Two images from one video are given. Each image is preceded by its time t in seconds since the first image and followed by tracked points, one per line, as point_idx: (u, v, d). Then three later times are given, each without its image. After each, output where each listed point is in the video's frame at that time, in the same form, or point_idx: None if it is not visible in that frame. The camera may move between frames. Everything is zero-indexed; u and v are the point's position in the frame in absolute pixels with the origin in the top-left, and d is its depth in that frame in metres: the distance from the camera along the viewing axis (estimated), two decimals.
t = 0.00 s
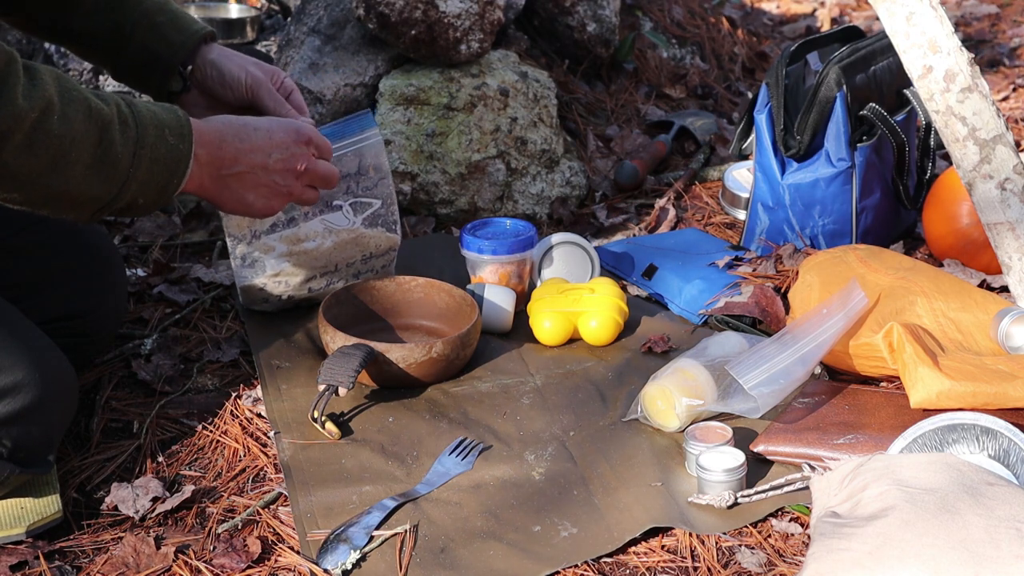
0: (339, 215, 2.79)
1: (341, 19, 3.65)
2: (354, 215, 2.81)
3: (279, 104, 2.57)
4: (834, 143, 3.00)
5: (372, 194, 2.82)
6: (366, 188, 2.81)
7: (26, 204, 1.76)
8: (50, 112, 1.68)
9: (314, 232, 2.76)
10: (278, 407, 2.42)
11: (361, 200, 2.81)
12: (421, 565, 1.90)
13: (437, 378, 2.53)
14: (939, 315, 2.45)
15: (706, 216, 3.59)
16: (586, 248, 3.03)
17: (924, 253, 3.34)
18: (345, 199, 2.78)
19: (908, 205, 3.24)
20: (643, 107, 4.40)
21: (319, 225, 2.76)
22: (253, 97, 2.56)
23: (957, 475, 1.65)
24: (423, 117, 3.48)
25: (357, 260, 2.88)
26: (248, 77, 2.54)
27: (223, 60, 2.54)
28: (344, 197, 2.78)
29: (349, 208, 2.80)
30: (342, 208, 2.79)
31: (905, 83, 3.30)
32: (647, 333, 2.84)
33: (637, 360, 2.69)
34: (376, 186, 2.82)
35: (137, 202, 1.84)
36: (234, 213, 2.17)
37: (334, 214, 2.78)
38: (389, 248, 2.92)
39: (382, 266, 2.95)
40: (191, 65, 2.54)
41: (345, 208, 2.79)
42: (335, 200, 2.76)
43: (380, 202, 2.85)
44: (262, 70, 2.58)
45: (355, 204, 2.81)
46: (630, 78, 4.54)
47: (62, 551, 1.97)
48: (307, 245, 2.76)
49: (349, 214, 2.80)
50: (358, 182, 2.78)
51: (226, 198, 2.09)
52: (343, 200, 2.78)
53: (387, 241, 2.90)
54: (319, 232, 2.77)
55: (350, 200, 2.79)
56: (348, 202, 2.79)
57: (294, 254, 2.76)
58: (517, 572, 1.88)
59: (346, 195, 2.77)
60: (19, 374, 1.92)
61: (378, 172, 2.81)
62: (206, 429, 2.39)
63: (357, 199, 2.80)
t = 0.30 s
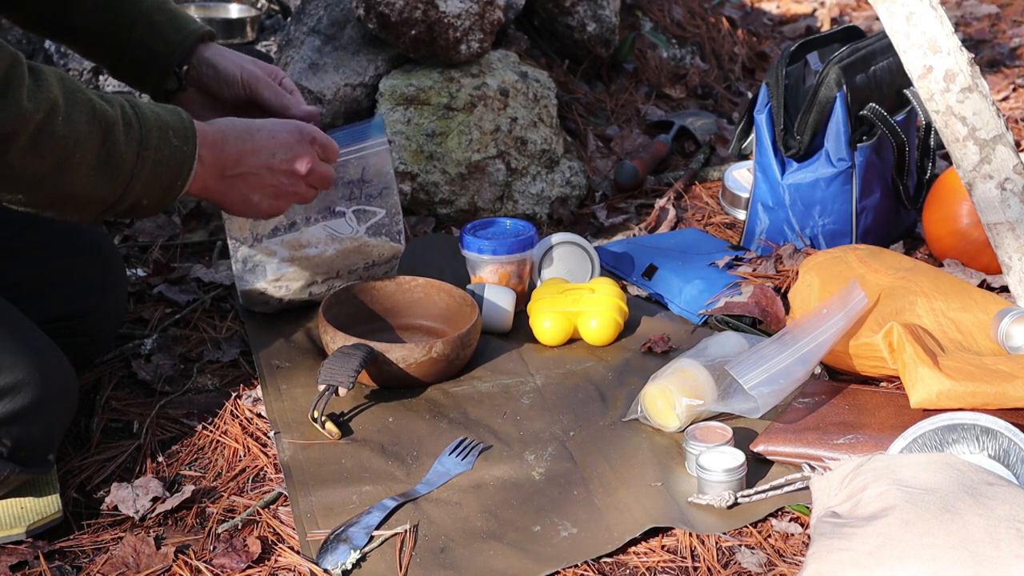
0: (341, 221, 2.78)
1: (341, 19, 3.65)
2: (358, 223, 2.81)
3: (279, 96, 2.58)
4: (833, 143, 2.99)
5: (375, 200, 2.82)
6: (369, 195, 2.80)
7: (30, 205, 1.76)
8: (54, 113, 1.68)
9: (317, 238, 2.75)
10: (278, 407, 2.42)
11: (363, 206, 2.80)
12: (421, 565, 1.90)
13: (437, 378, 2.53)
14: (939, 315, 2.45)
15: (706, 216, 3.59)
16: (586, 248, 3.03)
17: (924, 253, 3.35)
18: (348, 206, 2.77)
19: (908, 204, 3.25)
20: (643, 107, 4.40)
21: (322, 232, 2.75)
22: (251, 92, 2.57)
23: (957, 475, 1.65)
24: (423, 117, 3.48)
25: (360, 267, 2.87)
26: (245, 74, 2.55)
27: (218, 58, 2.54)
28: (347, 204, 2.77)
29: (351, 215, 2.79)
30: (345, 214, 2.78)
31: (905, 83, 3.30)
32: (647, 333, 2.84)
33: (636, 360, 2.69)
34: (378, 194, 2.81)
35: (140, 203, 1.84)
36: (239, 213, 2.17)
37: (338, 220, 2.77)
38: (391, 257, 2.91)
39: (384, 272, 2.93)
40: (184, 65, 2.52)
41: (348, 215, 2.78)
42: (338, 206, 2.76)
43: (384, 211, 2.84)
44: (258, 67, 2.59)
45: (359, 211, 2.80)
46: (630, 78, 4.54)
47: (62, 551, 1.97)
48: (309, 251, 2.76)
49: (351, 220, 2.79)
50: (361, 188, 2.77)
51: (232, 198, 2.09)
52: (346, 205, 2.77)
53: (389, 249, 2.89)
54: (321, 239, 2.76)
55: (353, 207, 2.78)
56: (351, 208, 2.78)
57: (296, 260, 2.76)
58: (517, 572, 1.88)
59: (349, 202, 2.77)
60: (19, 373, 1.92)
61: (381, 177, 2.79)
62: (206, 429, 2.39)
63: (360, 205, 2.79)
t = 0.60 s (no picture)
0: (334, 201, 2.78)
1: (341, 19, 3.65)
2: (348, 205, 2.82)
3: (287, 103, 2.56)
4: (834, 143, 3.00)
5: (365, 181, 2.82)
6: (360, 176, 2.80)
7: (28, 209, 1.76)
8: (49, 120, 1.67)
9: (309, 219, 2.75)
10: (278, 407, 2.42)
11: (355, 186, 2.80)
12: (421, 565, 1.90)
13: (437, 378, 2.53)
14: (939, 315, 2.45)
15: (706, 216, 3.59)
16: (586, 249, 3.03)
17: (924, 253, 3.35)
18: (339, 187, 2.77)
19: (908, 204, 3.24)
20: (643, 107, 4.40)
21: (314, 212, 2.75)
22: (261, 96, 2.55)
23: (957, 475, 1.65)
24: (423, 117, 3.48)
25: (352, 253, 2.87)
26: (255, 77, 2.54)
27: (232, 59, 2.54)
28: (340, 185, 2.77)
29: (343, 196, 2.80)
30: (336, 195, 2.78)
31: (905, 83, 3.31)
32: (646, 333, 2.84)
33: (636, 360, 2.69)
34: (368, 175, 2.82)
35: (136, 209, 1.83)
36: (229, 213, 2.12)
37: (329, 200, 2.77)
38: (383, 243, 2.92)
39: (376, 261, 2.94)
40: (201, 65, 2.53)
41: (339, 196, 2.79)
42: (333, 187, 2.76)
43: (374, 193, 2.87)
44: (268, 69, 2.58)
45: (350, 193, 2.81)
46: (630, 78, 4.54)
47: (62, 551, 1.97)
48: (301, 231, 2.75)
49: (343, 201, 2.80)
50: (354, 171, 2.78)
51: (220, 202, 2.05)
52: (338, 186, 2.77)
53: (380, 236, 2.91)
54: (312, 220, 2.76)
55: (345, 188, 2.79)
56: (343, 189, 2.78)
57: (287, 240, 2.75)
58: (517, 572, 1.88)
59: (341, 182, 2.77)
60: (19, 373, 1.92)
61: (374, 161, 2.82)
62: (206, 429, 2.39)
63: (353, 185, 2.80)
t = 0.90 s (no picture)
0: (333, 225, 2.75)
1: (341, 19, 3.65)
2: (348, 227, 2.78)
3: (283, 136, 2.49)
4: (834, 143, 3.00)
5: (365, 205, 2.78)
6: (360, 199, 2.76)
7: (35, 209, 1.76)
8: (59, 121, 1.67)
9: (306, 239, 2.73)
10: (278, 407, 2.42)
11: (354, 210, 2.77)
12: (421, 565, 1.90)
13: (437, 378, 2.53)
14: (939, 315, 2.45)
15: (706, 217, 3.59)
16: (586, 249, 3.03)
17: (924, 253, 3.35)
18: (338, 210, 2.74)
19: (908, 204, 3.24)
20: (643, 107, 4.40)
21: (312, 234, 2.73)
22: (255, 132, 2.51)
23: (956, 475, 1.65)
24: (423, 117, 3.48)
25: (350, 273, 2.85)
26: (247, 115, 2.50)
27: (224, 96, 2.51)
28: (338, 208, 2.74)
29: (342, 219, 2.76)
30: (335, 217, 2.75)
31: (905, 83, 3.31)
32: (647, 333, 2.84)
33: (636, 360, 2.69)
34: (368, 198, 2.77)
35: (143, 209, 1.85)
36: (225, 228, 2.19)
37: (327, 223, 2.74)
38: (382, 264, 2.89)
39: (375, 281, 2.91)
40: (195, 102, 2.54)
41: (339, 218, 2.76)
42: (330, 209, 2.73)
43: (375, 216, 2.82)
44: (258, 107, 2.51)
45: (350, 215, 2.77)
46: (630, 78, 4.54)
47: (62, 551, 1.97)
48: (298, 250, 2.74)
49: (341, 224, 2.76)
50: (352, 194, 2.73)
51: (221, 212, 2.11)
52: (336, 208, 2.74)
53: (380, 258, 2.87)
54: (310, 239, 2.74)
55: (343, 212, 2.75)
56: (342, 211, 2.75)
57: (284, 258, 2.74)
58: (517, 572, 1.88)
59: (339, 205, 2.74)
60: (19, 372, 1.92)
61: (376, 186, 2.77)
62: (206, 429, 2.39)
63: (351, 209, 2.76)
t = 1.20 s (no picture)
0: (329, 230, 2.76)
1: (341, 19, 3.65)
2: (342, 234, 2.78)
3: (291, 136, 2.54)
4: (834, 142, 3.00)
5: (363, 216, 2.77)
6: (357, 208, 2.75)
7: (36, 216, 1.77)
8: (75, 139, 1.69)
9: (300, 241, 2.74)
10: (278, 407, 2.42)
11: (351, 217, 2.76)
12: (421, 565, 1.90)
13: (437, 378, 2.53)
14: (939, 315, 2.45)
15: (706, 217, 3.59)
16: (586, 248, 3.03)
17: (924, 253, 3.35)
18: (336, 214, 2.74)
19: (908, 204, 3.23)
20: (643, 107, 4.40)
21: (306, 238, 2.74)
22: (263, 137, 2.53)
23: (957, 475, 1.65)
24: (423, 117, 3.48)
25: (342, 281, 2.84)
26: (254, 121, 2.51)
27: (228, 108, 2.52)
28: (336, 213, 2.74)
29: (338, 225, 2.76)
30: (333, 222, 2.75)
31: (905, 83, 3.31)
32: (646, 333, 2.84)
33: (636, 360, 2.69)
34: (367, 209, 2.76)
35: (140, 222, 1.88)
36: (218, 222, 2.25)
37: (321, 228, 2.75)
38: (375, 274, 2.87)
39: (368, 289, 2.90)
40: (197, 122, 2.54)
41: (334, 223, 2.76)
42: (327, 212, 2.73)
43: (370, 225, 2.79)
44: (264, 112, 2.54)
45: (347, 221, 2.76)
46: (630, 78, 4.54)
47: (62, 551, 1.97)
48: (290, 251, 2.74)
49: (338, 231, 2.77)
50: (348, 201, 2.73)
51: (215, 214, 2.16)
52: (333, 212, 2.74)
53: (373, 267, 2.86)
54: (303, 242, 2.74)
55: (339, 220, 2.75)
56: (338, 217, 2.75)
57: (275, 257, 2.75)
58: (517, 572, 1.88)
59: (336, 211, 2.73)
60: (20, 373, 1.92)
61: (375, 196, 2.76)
62: (206, 429, 2.39)
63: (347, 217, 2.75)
